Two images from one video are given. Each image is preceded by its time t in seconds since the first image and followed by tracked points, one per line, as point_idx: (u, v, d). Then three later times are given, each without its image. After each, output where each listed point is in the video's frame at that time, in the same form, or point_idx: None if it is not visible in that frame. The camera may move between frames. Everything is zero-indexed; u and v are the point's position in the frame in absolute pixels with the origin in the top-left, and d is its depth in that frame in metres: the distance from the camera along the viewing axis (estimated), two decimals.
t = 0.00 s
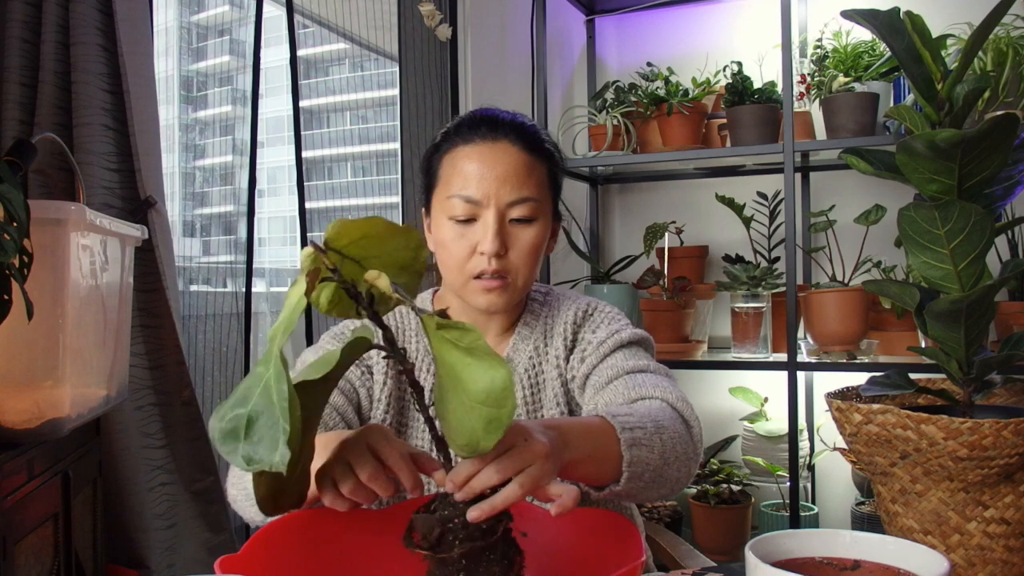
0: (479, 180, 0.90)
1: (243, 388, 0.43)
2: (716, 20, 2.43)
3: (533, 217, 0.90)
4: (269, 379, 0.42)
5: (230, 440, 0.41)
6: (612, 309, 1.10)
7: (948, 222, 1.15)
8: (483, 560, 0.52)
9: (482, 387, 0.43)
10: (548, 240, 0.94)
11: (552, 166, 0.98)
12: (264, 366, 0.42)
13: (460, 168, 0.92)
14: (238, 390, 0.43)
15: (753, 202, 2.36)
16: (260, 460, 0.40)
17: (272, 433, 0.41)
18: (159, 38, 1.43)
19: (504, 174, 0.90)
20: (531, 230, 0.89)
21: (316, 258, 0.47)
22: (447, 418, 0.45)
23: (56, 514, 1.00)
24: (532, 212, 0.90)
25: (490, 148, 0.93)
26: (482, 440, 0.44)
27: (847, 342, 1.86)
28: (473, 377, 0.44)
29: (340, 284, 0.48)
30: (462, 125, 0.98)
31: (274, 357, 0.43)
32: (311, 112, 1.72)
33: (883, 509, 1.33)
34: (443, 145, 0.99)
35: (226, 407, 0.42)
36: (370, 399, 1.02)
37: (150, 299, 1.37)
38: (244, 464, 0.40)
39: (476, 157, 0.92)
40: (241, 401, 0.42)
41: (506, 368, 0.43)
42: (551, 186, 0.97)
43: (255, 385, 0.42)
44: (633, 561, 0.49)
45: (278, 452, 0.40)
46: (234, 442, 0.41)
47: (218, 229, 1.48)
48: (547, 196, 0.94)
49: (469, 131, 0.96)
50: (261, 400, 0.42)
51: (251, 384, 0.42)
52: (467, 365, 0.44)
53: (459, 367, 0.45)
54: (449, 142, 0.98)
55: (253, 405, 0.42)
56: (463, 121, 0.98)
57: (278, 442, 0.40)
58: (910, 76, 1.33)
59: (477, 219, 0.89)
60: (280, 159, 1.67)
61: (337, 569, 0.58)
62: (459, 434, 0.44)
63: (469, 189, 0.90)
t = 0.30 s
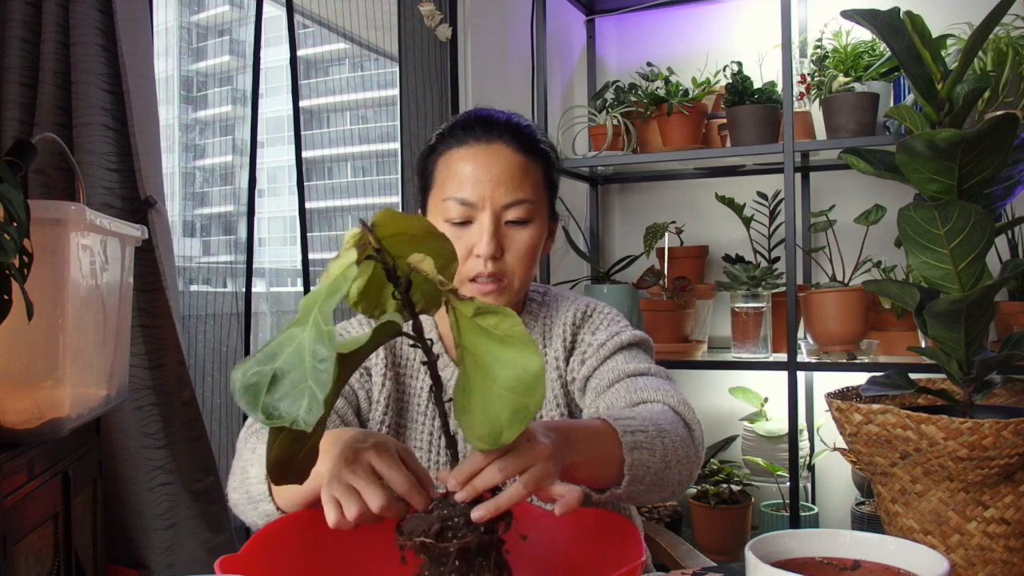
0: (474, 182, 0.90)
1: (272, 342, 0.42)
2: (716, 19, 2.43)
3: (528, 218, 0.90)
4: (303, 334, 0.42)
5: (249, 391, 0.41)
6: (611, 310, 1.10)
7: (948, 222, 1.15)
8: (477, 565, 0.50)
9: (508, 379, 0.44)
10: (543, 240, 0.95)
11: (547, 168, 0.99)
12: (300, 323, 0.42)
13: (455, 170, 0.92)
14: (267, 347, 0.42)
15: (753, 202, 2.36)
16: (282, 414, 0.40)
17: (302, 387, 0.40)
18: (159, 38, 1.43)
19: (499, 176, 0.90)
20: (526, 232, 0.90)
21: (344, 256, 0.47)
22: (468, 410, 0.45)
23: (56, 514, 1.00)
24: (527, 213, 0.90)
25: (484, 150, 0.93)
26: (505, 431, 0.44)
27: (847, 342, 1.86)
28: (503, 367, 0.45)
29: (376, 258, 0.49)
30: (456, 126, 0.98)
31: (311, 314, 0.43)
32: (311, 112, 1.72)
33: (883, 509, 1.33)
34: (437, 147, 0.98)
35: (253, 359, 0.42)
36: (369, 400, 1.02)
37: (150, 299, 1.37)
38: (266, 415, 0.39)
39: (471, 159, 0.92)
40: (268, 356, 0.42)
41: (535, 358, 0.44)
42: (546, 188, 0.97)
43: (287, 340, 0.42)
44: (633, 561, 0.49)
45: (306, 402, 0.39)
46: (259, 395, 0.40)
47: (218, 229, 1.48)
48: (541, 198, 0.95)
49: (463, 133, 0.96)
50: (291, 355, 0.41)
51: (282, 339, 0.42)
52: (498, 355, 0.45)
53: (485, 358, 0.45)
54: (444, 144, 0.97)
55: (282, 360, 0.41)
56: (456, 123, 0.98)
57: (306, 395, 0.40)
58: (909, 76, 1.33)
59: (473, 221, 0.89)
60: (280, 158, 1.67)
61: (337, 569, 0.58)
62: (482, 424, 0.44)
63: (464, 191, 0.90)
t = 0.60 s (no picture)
0: (471, 181, 0.90)
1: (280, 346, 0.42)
2: (716, 20, 2.43)
3: (526, 217, 0.90)
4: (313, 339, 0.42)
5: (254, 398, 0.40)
6: (610, 311, 1.09)
7: (948, 222, 1.15)
8: (476, 570, 0.50)
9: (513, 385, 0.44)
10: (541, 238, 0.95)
11: (544, 165, 0.98)
12: (310, 328, 0.42)
13: (452, 169, 0.92)
14: (275, 352, 0.42)
15: (753, 202, 2.36)
16: (293, 420, 0.39)
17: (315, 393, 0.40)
18: (159, 38, 1.43)
19: (497, 175, 0.90)
20: (524, 231, 0.90)
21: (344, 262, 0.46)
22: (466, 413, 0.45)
23: (56, 514, 1.00)
24: (525, 212, 0.90)
25: (482, 149, 0.93)
26: (506, 435, 0.44)
27: (847, 342, 1.86)
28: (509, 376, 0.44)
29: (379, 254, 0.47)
30: (453, 126, 0.97)
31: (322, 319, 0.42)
32: (311, 112, 1.72)
33: (883, 510, 1.33)
34: (434, 147, 0.98)
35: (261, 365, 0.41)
36: (368, 399, 1.02)
37: (150, 299, 1.37)
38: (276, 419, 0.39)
39: (468, 157, 0.92)
40: (274, 362, 0.41)
41: (539, 367, 0.44)
42: (544, 185, 0.97)
43: (296, 346, 0.42)
44: (633, 562, 0.49)
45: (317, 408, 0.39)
46: (267, 400, 0.40)
47: (218, 229, 1.48)
48: (539, 196, 0.95)
49: (461, 132, 0.96)
50: (300, 360, 0.41)
51: (290, 344, 0.42)
52: (502, 360, 0.45)
53: (489, 365, 0.45)
54: (442, 144, 0.97)
55: (291, 364, 0.41)
56: (454, 122, 0.98)
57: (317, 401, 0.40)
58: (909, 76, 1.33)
59: (471, 220, 0.89)
60: (280, 158, 1.68)
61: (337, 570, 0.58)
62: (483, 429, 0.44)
63: (462, 191, 0.90)
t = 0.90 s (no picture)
0: (470, 185, 0.90)
1: (321, 349, 0.35)
2: (716, 19, 2.43)
3: (526, 220, 0.90)
4: (364, 349, 0.34)
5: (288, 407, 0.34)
6: (611, 312, 1.10)
7: (948, 222, 1.15)
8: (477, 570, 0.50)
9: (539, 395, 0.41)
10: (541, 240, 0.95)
11: (544, 167, 0.99)
12: (362, 332, 0.35)
13: (452, 172, 0.92)
14: (315, 354, 0.35)
15: (753, 202, 2.36)
16: (339, 441, 0.34)
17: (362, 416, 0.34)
18: (159, 38, 1.43)
19: (495, 178, 0.90)
20: (524, 233, 0.90)
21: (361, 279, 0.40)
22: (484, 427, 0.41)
23: (56, 514, 1.00)
24: (524, 215, 0.90)
25: (481, 151, 0.93)
26: (524, 449, 0.41)
27: (847, 342, 1.86)
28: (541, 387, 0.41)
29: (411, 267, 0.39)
30: (452, 128, 0.97)
31: (375, 326, 0.35)
32: (312, 112, 1.72)
33: (883, 509, 1.33)
34: (433, 148, 0.98)
35: (300, 368, 0.35)
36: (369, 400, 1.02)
37: (150, 299, 1.37)
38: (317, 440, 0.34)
39: (468, 160, 0.92)
40: (318, 372, 0.34)
41: (572, 386, 0.41)
42: (543, 187, 0.97)
43: (344, 353, 0.35)
44: (634, 561, 0.49)
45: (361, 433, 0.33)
46: (304, 413, 0.34)
47: (218, 229, 1.48)
48: (539, 198, 0.94)
49: (460, 135, 0.96)
50: (348, 374, 0.34)
51: (338, 349, 0.35)
52: (526, 370, 0.41)
53: (514, 378, 0.41)
54: (441, 146, 0.98)
55: (336, 374, 0.34)
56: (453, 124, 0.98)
57: (362, 427, 0.33)
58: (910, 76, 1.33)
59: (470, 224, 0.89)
60: (280, 159, 1.68)
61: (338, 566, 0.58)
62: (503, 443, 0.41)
63: (461, 194, 0.90)
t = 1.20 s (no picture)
0: (471, 188, 0.90)
1: (356, 437, 0.33)
2: (716, 20, 2.43)
3: (527, 224, 0.90)
4: (411, 427, 0.33)
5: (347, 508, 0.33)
6: (611, 312, 1.10)
7: (948, 222, 1.15)
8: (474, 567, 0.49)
9: (529, 392, 0.37)
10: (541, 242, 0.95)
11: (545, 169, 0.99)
12: (393, 409, 0.33)
13: (452, 174, 0.92)
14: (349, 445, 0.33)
15: (753, 202, 2.36)
16: (403, 527, 0.32)
17: (436, 495, 0.33)
18: (159, 38, 1.43)
19: (496, 181, 0.90)
20: (525, 237, 0.89)
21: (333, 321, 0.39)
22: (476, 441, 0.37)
23: (56, 514, 1.00)
24: (526, 219, 0.90)
25: (481, 154, 0.93)
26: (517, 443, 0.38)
27: (847, 342, 1.86)
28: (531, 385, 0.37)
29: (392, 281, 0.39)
30: (452, 129, 0.98)
31: (412, 401, 0.33)
32: (311, 112, 1.72)
33: (883, 509, 1.33)
34: (434, 150, 0.99)
35: (341, 469, 0.33)
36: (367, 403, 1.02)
37: (150, 299, 1.37)
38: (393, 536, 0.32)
39: (470, 161, 0.92)
40: (361, 467, 0.33)
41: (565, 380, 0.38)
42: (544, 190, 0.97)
43: (388, 439, 0.33)
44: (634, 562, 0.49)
45: (445, 511, 0.32)
46: (367, 512, 0.32)
47: (217, 229, 1.48)
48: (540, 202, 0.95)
49: (460, 137, 0.96)
50: (400, 458, 0.33)
51: (376, 438, 0.33)
52: (520, 375, 0.37)
53: (504, 382, 0.36)
54: (441, 148, 0.98)
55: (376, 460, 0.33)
56: (453, 125, 0.98)
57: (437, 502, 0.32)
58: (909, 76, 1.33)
59: (471, 228, 0.90)
60: (280, 159, 1.68)
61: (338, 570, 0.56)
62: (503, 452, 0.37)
63: (461, 198, 0.90)
